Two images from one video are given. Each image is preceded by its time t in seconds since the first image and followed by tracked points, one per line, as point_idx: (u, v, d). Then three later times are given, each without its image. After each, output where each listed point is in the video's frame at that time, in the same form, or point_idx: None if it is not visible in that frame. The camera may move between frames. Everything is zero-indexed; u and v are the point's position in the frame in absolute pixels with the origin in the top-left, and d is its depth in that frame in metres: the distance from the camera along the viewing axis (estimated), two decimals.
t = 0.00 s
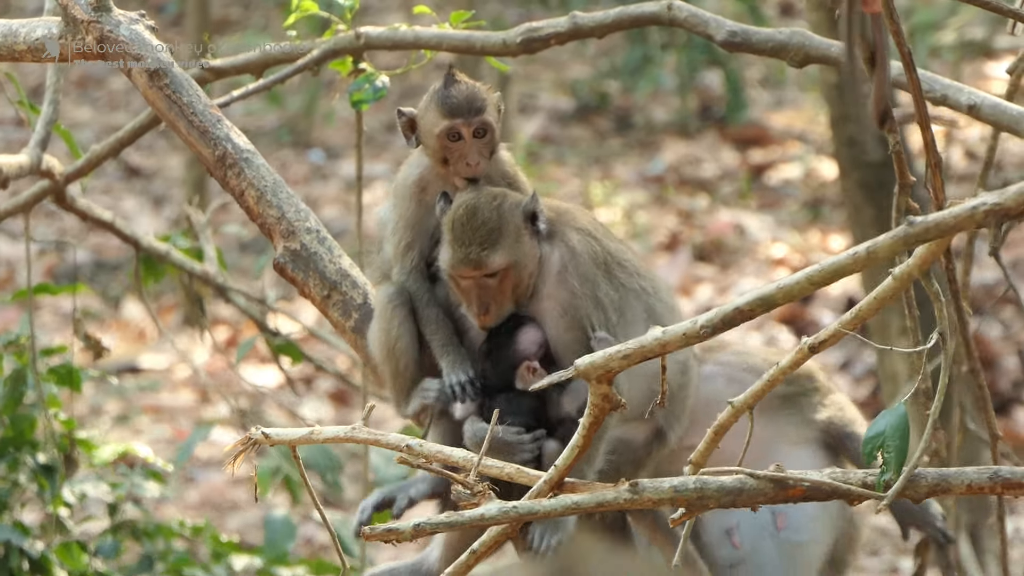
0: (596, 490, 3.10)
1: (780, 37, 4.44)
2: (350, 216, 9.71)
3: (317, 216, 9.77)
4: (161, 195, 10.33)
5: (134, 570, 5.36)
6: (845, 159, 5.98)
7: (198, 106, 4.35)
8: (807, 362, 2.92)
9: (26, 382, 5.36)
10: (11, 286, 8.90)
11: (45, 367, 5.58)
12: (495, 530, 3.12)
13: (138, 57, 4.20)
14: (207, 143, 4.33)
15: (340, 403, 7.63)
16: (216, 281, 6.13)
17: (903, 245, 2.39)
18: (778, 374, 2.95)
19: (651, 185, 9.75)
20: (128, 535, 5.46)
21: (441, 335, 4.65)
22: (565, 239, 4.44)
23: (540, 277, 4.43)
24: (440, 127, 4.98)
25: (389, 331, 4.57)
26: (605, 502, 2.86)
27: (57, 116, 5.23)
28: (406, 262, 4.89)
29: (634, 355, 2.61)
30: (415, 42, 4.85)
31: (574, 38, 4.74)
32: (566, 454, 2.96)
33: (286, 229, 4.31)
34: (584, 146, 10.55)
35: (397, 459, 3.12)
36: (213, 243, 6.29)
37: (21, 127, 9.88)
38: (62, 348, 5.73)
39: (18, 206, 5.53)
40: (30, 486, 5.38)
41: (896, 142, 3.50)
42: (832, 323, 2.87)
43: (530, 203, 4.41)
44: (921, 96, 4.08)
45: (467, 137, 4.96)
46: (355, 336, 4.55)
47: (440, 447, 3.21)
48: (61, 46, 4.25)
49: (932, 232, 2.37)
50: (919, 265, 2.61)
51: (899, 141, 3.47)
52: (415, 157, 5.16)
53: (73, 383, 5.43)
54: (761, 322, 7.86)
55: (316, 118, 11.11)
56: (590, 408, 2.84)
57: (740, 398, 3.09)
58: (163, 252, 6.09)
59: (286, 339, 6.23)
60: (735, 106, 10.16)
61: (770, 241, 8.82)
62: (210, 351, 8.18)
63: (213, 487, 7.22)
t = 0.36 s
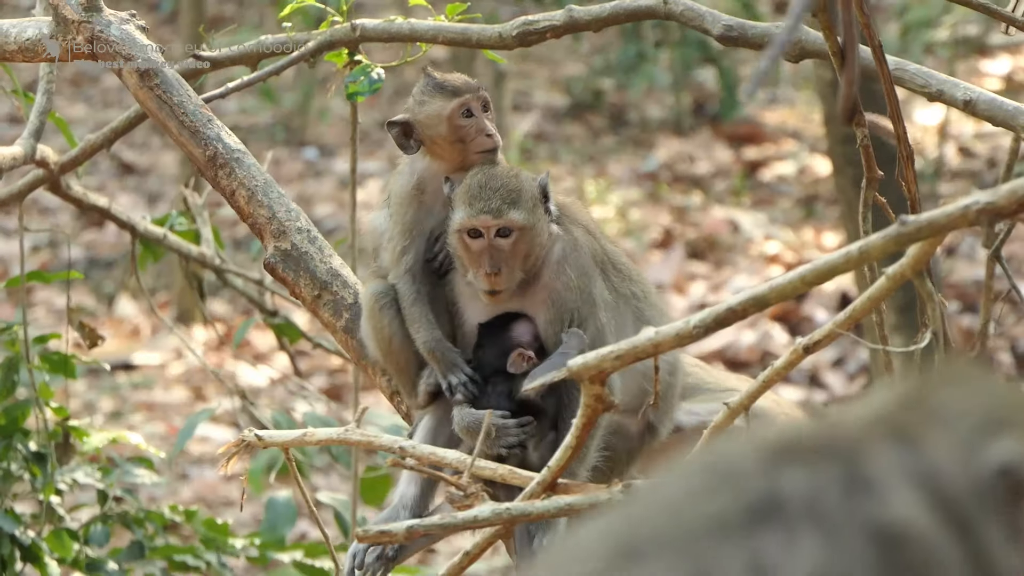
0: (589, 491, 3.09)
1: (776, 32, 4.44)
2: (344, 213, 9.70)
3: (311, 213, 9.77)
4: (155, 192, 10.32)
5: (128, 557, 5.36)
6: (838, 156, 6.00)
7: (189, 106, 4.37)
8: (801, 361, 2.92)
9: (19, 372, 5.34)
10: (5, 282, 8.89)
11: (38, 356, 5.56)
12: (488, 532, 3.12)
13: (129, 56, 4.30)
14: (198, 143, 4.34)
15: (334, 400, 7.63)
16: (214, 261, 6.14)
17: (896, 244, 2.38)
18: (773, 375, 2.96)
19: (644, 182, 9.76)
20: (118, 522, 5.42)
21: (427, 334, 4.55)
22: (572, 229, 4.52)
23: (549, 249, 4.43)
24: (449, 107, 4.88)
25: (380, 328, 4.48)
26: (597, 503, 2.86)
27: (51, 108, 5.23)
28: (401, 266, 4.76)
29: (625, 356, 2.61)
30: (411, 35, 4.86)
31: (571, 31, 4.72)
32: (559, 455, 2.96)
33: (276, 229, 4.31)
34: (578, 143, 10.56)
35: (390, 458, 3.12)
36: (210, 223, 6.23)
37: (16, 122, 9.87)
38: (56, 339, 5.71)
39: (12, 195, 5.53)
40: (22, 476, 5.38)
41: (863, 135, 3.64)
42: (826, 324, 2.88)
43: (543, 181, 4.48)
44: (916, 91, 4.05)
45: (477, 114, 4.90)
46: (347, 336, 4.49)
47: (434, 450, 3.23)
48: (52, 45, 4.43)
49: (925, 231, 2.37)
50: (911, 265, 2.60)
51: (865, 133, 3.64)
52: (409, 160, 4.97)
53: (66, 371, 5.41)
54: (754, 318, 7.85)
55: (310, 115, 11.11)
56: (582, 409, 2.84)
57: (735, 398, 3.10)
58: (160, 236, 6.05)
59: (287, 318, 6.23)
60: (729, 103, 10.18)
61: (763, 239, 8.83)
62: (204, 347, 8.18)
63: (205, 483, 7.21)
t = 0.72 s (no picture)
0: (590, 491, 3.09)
1: (771, 36, 4.42)
2: (342, 213, 9.69)
3: (309, 213, 9.76)
4: (153, 192, 10.31)
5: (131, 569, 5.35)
6: (837, 156, 6.00)
7: (186, 107, 4.35)
8: (799, 360, 2.93)
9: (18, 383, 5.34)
10: (4, 283, 8.88)
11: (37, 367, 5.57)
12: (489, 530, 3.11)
13: (127, 57, 4.30)
14: (196, 144, 4.32)
15: (333, 400, 7.63)
16: (208, 281, 6.14)
17: (894, 244, 2.38)
18: (771, 373, 2.95)
19: (643, 182, 9.76)
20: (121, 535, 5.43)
21: (421, 333, 4.50)
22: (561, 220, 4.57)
23: (550, 228, 4.43)
24: (454, 88, 4.98)
25: (374, 338, 4.54)
26: (598, 505, 2.85)
27: (48, 116, 5.22)
28: (387, 262, 4.68)
29: (625, 356, 2.60)
30: (406, 43, 4.85)
31: (565, 36, 4.70)
32: (559, 455, 2.92)
33: (276, 229, 4.29)
34: (576, 142, 10.56)
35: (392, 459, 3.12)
36: (206, 243, 6.33)
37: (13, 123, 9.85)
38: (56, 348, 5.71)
39: (10, 207, 5.52)
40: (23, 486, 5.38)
41: (858, 113, 3.66)
42: (825, 322, 2.90)
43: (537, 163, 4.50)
44: (911, 94, 4.02)
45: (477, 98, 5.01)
46: (345, 337, 4.49)
47: (435, 449, 3.21)
48: (50, 46, 4.44)
49: (924, 232, 2.35)
50: (909, 265, 2.59)
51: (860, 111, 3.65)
52: (390, 153, 4.95)
53: (65, 383, 5.43)
54: (754, 318, 7.85)
55: (308, 115, 11.10)
56: (583, 410, 2.82)
57: (732, 396, 3.10)
58: (155, 253, 6.07)
59: (281, 338, 6.28)
60: (727, 103, 10.17)
61: (762, 238, 8.83)
62: (203, 347, 8.18)
63: (206, 484, 7.21)
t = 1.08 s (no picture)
0: (590, 498, 3.04)
1: (774, 34, 4.42)
2: (342, 213, 9.69)
3: (309, 213, 9.76)
4: (153, 192, 10.30)
5: (132, 559, 5.36)
6: (837, 157, 6.01)
7: (186, 108, 4.36)
8: (798, 365, 2.92)
9: (20, 375, 5.33)
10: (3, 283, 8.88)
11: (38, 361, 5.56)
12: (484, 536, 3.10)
13: (126, 58, 4.31)
14: (196, 145, 4.34)
15: (332, 401, 7.63)
16: (213, 264, 6.16)
17: (889, 249, 2.37)
18: (772, 377, 2.94)
19: (642, 183, 9.76)
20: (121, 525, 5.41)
21: (439, 328, 4.40)
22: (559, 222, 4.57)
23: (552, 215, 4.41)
24: (458, 87, 5.07)
25: (382, 314, 4.45)
26: (596, 510, 2.83)
27: (50, 111, 5.21)
28: (395, 250, 4.62)
29: (621, 361, 2.60)
30: (408, 37, 4.85)
31: (569, 33, 4.71)
32: (554, 461, 2.93)
33: (275, 231, 4.31)
34: (576, 143, 10.57)
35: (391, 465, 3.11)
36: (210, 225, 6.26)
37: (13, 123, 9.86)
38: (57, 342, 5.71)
39: (11, 198, 5.52)
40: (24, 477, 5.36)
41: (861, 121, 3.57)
42: (822, 327, 2.87)
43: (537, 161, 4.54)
44: (914, 94, 4.02)
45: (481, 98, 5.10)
46: (345, 339, 4.47)
47: (433, 454, 3.22)
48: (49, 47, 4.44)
49: (918, 237, 2.36)
50: (905, 270, 2.58)
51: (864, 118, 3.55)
52: (398, 146, 4.99)
53: (68, 374, 5.41)
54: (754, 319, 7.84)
55: (308, 116, 11.11)
56: (579, 415, 2.82)
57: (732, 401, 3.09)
58: (159, 239, 6.07)
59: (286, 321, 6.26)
60: (727, 104, 10.17)
61: (762, 239, 8.82)
62: (202, 348, 8.18)
63: (205, 484, 7.20)
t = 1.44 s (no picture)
0: (589, 489, 3.00)
1: (772, 38, 4.40)
2: (343, 213, 9.69)
3: (310, 213, 9.76)
4: (155, 191, 10.30)
5: (127, 568, 5.35)
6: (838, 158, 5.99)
7: (182, 110, 4.36)
8: (794, 363, 2.90)
9: (17, 382, 5.32)
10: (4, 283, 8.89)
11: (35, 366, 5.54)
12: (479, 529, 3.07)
13: (122, 62, 4.29)
14: (192, 148, 4.34)
15: (333, 400, 7.62)
16: (210, 277, 6.15)
17: (887, 241, 2.37)
18: (765, 376, 2.93)
19: (644, 183, 9.75)
20: (117, 534, 5.42)
21: (419, 320, 4.38)
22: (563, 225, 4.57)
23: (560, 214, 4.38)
24: (465, 88, 5.04)
25: (376, 317, 4.43)
26: (600, 500, 2.83)
27: (47, 115, 5.19)
28: (392, 245, 4.62)
29: (618, 353, 2.57)
30: (406, 43, 4.85)
31: (566, 38, 4.70)
32: (550, 453, 2.91)
33: (271, 232, 4.31)
34: (578, 143, 10.56)
35: (389, 458, 3.10)
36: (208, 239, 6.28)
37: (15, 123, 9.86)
38: (55, 347, 5.70)
39: (9, 205, 5.51)
40: (20, 485, 5.38)
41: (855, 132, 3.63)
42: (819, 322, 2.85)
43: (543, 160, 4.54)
44: (913, 96, 4.00)
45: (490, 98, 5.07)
46: (342, 341, 4.46)
47: (431, 448, 3.22)
48: (45, 50, 4.41)
49: (917, 229, 2.36)
50: (904, 264, 2.58)
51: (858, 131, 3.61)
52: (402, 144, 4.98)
53: (65, 381, 5.39)
54: (755, 319, 7.82)
55: (310, 115, 11.10)
56: (575, 407, 2.80)
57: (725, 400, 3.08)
58: (157, 249, 6.06)
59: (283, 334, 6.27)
60: (729, 104, 10.14)
61: (764, 239, 8.81)
62: (203, 347, 8.18)
63: (205, 483, 7.20)
